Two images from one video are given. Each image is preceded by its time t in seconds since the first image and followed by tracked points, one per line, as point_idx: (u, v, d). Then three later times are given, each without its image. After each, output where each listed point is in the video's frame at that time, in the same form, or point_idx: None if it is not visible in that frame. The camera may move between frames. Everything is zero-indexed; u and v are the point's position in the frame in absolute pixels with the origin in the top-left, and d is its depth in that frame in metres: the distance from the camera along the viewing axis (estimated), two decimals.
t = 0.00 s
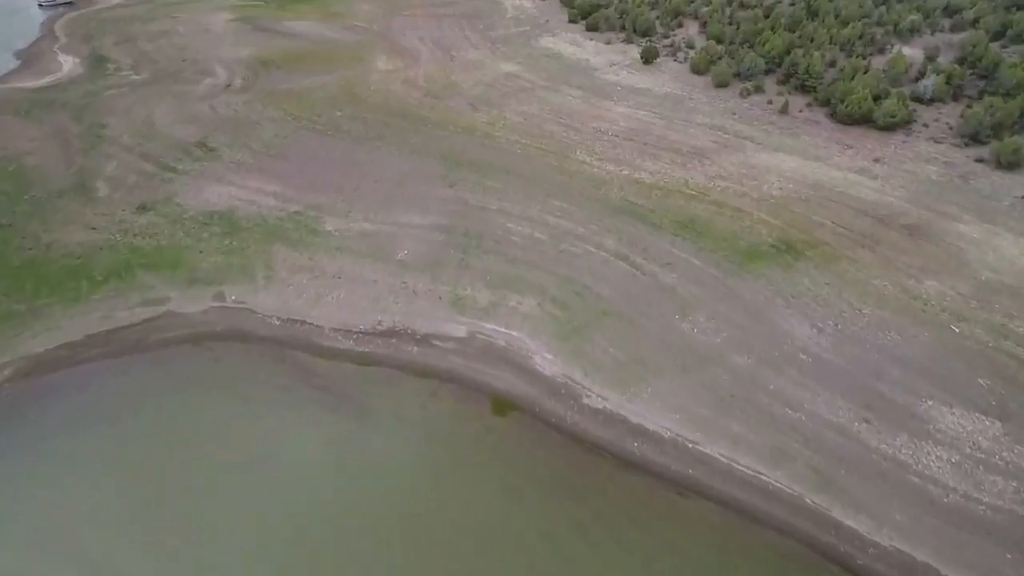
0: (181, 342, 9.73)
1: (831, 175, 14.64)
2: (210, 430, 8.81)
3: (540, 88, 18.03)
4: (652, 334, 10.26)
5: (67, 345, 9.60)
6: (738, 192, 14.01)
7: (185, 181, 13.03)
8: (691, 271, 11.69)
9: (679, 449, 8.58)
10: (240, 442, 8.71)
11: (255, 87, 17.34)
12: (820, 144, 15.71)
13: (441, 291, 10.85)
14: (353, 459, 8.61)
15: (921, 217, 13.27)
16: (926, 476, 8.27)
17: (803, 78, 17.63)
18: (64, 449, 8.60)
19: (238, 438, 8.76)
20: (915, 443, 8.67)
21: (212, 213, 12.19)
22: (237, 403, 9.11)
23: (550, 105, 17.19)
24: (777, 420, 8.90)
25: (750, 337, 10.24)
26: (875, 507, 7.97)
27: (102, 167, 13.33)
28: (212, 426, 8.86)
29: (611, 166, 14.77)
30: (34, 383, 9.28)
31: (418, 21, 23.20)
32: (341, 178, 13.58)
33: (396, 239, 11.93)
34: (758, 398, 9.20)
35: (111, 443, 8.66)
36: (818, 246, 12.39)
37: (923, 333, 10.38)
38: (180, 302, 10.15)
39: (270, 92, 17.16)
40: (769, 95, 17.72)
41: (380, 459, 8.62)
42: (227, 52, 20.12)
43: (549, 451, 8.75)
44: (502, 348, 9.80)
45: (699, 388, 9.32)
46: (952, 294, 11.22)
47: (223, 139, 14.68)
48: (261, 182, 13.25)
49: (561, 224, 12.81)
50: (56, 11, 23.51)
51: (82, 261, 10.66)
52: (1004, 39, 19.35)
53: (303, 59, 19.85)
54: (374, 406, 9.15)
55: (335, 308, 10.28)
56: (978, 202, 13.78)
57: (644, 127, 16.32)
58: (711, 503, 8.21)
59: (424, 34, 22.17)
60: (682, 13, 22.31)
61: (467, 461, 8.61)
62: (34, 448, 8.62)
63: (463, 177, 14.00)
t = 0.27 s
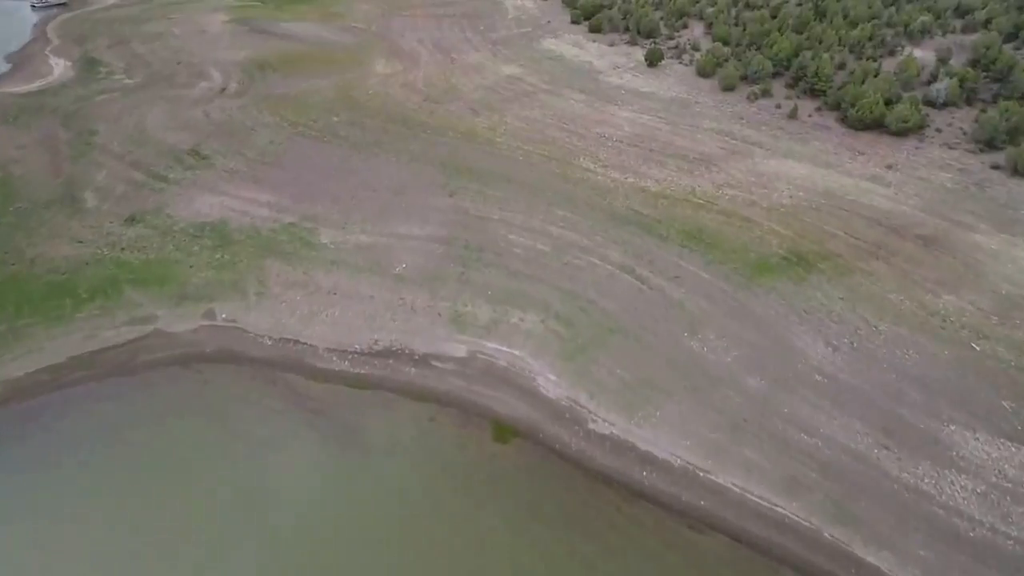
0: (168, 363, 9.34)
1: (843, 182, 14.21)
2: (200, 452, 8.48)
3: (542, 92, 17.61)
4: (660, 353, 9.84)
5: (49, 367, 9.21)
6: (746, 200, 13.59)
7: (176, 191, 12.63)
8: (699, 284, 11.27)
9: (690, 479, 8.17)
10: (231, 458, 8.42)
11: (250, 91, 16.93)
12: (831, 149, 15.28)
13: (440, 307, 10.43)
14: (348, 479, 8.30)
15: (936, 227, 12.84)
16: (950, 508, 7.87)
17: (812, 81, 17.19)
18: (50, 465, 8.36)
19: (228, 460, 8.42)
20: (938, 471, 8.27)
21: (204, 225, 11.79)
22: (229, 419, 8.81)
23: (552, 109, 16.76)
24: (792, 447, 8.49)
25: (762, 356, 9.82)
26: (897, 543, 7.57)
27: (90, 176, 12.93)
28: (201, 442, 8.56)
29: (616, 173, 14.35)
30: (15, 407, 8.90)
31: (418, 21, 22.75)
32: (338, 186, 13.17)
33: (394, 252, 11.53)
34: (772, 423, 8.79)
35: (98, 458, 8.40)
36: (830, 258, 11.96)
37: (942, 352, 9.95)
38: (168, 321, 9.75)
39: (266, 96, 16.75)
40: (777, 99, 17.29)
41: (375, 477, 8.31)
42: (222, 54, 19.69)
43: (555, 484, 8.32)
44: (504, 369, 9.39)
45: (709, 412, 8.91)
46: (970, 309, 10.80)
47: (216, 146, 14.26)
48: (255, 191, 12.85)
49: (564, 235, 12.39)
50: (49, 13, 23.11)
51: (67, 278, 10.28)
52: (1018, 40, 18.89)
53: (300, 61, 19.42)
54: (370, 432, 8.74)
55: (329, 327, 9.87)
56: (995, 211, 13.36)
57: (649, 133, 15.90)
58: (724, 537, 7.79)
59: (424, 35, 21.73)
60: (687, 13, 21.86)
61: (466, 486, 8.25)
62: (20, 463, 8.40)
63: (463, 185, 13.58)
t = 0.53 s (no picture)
0: (151, 395, 8.82)
1: (859, 193, 13.64)
2: (184, 496, 7.95)
3: (545, 98, 17.05)
4: (672, 381, 9.31)
5: (24, 401, 8.70)
6: (759, 213, 13.04)
7: (164, 205, 12.10)
8: (711, 304, 10.73)
9: (707, 523, 7.64)
10: (223, 493, 7.98)
11: (244, 98, 16.39)
12: (846, 158, 14.70)
13: (439, 331, 9.89)
14: (342, 521, 7.80)
15: (958, 241, 12.28)
16: (987, 557, 7.36)
17: (825, 86, 16.61)
18: (32, 498, 7.96)
19: (215, 504, 7.90)
20: (973, 513, 7.75)
21: (192, 242, 11.25)
22: (222, 451, 8.36)
23: (556, 116, 16.20)
24: (815, 486, 7.96)
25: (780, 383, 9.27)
26: None
27: (75, 190, 12.41)
28: (191, 477, 8.10)
29: (622, 184, 13.80)
30: None
31: (417, 23, 22.18)
32: (333, 200, 12.63)
33: (391, 271, 11.00)
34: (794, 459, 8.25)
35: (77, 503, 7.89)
36: (849, 275, 11.41)
37: (972, 379, 9.40)
38: (152, 348, 9.22)
39: (260, 103, 16.21)
40: (788, 104, 16.72)
41: (371, 520, 7.81)
42: (216, 58, 19.15)
43: (563, 525, 7.82)
44: (505, 398, 8.85)
45: (726, 447, 8.37)
46: (999, 331, 10.24)
47: (207, 156, 13.73)
48: (246, 205, 12.31)
49: (570, 251, 11.85)
50: (40, 16, 22.58)
51: (47, 302, 9.79)
52: None
53: (296, 65, 18.86)
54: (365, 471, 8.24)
55: (321, 353, 9.34)
56: (1019, 223, 12.79)
57: (657, 141, 15.34)
58: None
59: (423, 37, 21.17)
60: (693, 15, 21.28)
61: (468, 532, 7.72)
62: None
63: (463, 198, 13.03)
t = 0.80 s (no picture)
0: (135, 429, 8.37)
1: (874, 205, 13.16)
2: (166, 538, 7.47)
3: (548, 104, 16.56)
4: (684, 411, 8.83)
5: None
6: (771, 226, 12.55)
7: (153, 221, 11.63)
8: (724, 325, 10.25)
9: (725, 568, 7.16)
10: (208, 534, 7.50)
11: (237, 105, 15.90)
12: (860, 168, 14.21)
13: (439, 356, 9.41)
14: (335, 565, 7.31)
15: (980, 256, 11.80)
16: None
17: (836, 93, 16.11)
18: (10, 536, 7.53)
19: (200, 546, 7.41)
20: (1008, 557, 7.29)
21: (181, 260, 10.78)
22: (212, 489, 7.88)
23: (559, 124, 15.71)
24: (839, 527, 7.50)
25: (798, 412, 8.79)
26: None
27: (60, 205, 11.94)
28: (178, 517, 7.63)
29: (629, 196, 13.31)
30: None
31: (416, 27, 21.69)
32: (329, 214, 12.16)
33: (389, 290, 10.52)
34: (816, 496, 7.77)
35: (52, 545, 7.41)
36: (867, 293, 10.92)
37: (1001, 407, 8.93)
38: (136, 377, 8.76)
39: (254, 111, 15.72)
40: (799, 111, 16.22)
41: (366, 565, 7.33)
42: (210, 64, 18.67)
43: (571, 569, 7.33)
44: (508, 431, 8.40)
45: (742, 483, 7.90)
46: None
47: (199, 168, 13.25)
48: (238, 220, 11.84)
49: (575, 267, 11.36)
50: (31, 21, 22.09)
51: (27, 327, 9.33)
52: None
53: (292, 71, 18.38)
54: (360, 510, 7.78)
55: (315, 381, 8.86)
56: None
57: (664, 150, 14.85)
58: None
59: (423, 42, 20.68)
60: (699, 18, 20.77)
61: None
62: None
63: (464, 211, 12.55)
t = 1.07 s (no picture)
0: (118, 462, 7.94)
1: (890, 216, 12.72)
2: None
3: (551, 111, 16.11)
4: (696, 439, 8.39)
5: None
6: (783, 239, 12.10)
7: (142, 237, 11.19)
8: (736, 345, 9.80)
9: None
10: None
11: (231, 113, 15.46)
12: (873, 177, 13.77)
13: (438, 380, 8.97)
14: None
15: (1000, 271, 11.39)
16: None
17: (847, 98, 15.66)
18: None
19: None
20: None
21: (169, 278, 10.34)
22: (202, 529, 7.46)
23: (562, 132, 15.26)
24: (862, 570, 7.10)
25: (817, 441, 8.36)
26: None
27: (46, 221, 11.52)
28: (164, 559, 7.23)
29: (635, 207, 12.87)
30: None
31: (415, 30, 21.25)
32: (324, 227, 11.72)
33: (386, 310, 10.09)
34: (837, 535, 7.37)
35: None
36: (885, 311, 10.48)
37: None
38: (120, 407, 8.34)
39: (248, 118, 15.28)
40: (809, 118, 15.77)
41: None
42: (204, 70, 18.22)
43: None
44: (511, 463, 7.99)
45: (760, 521, 7.48)
46: None
47: (190, 179, 12.82)
48: (230, 235, 11.40)
49: (580, 284, 10.91)
50: (21, 25, 21.63)
51: (6, 353, 8.92)
52: None
53: (288, 76, 17.92)
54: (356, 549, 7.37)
55: (308, 409, 8.42)
56: None
57: (670, 159, 14.40)
58: None
59: (422, 46, 20.25)
60: (705, 21, 20.31)
61: None
62: None
63: (465, 224, 12.11)
